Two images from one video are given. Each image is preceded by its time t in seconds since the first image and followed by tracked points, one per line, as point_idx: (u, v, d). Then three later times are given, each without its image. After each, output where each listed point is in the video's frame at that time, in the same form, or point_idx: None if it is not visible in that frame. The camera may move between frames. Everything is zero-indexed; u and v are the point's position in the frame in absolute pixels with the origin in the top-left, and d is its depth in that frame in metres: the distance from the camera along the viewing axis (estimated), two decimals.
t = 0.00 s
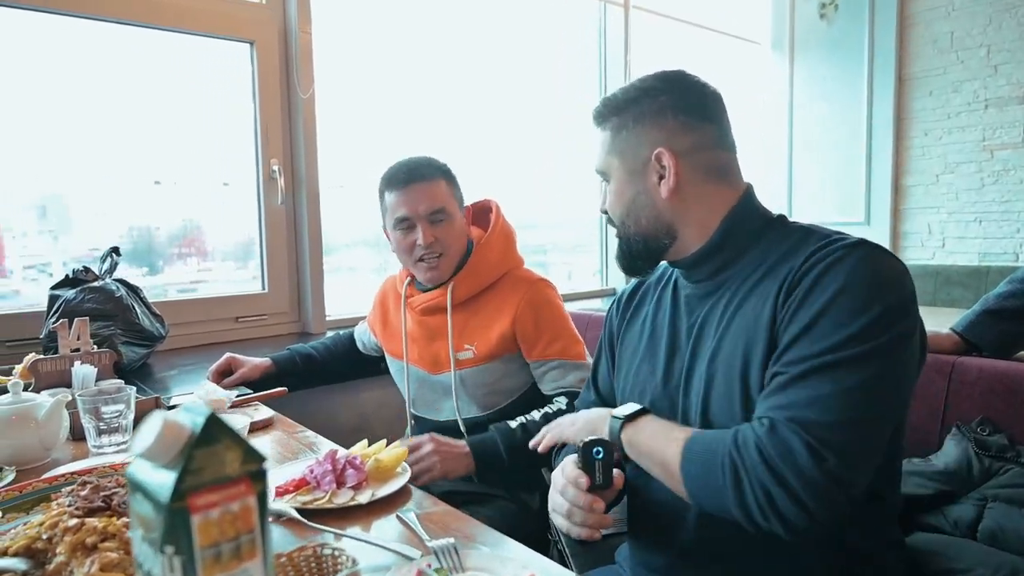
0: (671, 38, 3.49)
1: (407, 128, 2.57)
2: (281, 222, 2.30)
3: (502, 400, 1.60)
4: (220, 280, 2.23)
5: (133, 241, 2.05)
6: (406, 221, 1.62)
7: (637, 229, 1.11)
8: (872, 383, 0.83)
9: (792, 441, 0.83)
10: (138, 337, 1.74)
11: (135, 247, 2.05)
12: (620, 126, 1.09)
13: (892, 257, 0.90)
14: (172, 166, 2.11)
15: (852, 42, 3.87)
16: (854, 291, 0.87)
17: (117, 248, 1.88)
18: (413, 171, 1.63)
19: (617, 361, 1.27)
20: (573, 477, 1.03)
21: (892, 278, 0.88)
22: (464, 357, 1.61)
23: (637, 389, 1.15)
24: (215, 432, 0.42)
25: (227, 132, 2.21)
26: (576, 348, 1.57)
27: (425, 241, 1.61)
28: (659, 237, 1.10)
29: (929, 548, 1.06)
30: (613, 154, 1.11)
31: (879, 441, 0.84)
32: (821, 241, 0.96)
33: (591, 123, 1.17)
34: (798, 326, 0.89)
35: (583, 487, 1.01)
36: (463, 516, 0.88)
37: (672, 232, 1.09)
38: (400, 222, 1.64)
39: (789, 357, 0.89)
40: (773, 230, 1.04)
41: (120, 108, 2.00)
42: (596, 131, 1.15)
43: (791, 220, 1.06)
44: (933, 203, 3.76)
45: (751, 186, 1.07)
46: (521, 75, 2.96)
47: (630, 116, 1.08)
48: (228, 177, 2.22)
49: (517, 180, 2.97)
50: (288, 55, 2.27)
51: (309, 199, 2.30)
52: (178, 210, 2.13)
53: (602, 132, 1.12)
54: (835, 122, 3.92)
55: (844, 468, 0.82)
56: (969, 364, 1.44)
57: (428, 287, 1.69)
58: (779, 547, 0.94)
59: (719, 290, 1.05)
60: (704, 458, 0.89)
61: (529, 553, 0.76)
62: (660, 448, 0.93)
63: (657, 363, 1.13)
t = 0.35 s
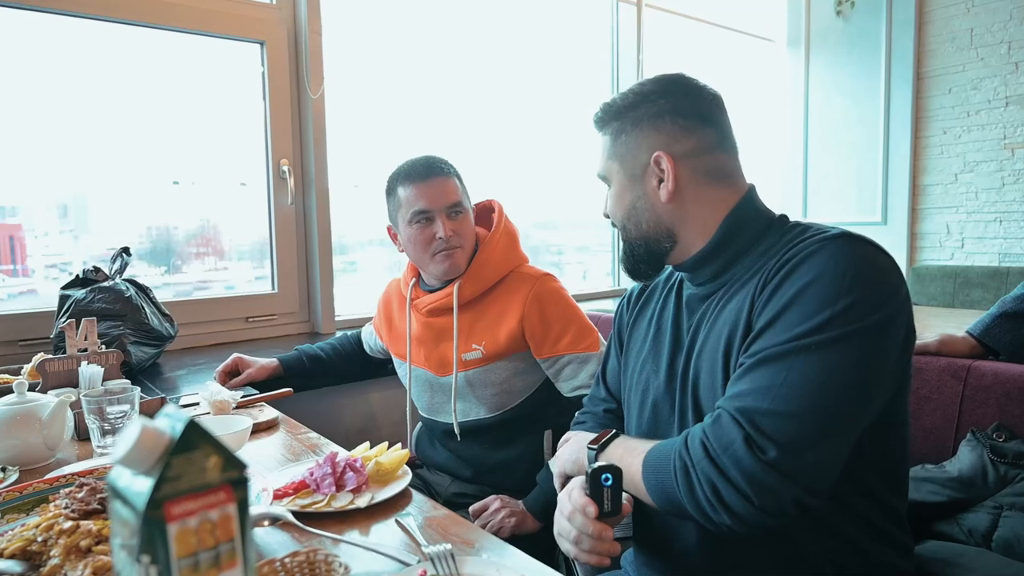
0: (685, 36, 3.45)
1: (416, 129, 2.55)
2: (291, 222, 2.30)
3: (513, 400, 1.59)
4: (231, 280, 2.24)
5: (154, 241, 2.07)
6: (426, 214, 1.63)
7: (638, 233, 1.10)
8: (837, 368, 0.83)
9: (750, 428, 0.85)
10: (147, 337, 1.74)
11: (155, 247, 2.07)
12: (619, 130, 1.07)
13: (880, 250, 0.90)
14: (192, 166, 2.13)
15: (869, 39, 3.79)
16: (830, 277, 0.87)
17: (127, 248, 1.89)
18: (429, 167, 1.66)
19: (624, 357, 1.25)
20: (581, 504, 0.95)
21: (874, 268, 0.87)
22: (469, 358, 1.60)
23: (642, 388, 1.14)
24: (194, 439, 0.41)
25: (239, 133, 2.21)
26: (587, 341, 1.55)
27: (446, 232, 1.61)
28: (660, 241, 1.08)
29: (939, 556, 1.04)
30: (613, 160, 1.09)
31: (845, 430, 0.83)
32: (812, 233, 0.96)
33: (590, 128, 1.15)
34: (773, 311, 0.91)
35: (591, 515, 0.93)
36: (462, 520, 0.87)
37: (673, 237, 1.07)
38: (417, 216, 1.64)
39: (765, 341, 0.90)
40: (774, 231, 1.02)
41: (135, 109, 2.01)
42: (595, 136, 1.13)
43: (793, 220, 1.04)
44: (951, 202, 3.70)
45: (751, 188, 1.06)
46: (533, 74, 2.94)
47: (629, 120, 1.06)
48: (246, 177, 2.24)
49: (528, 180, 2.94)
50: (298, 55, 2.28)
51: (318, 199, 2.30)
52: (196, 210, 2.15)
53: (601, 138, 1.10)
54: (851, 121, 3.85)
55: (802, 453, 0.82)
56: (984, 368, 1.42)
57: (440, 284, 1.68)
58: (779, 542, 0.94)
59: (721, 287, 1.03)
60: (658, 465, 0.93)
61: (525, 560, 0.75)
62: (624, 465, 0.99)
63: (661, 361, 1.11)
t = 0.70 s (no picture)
0: (690, 34, 3.43)
1: (419, 126, 2.54)
2: (293, 220, 2.29)
3: (513, 400, 1.58)
4: (233, 279, 2.24)
5: (160, 241, 2.08)
6: (428, 212, 1.61)
7: (636, 232, 1.08)
8: (816, 358, 0.81)
9: (732, 423, 0.83)
10: (147, 336, 1.74)
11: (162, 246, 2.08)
12: (614, 131, 1.06)
13: (862, 240, 0.88)
14: (198, 166, 2.13)
15: (876, 37, 3.76)
16: (806, 267, 0.86)
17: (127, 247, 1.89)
18: (431, 166, 1.65)
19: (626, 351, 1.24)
20: (578, 539, 0.94)
21: (851, 256, 0.86)
22: (468, 357, 1.59)
23: (640, 384, 1.13)
24: (168, 437, 0.41)
25: (241, 131, 2.21)
26: (581, 338, 1.52)
27: (448, 232, 1.60)
28: (659, 239, 1.06)
29: (939, 557, 1.02)
30: (608, 161, 1.08)
31: (826, 424, 0.82)
32: (797, 223, 0.95)
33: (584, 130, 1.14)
34: (754, 303, 0.90)
35: (588, 551, 0.92)
36: (456, 521, 0.86)
37: (671, 235, 1.05)
38: (418, 215, 1.63)
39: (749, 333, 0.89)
40: (769, 228, 1.00)
41: (138, 112, 2.01)
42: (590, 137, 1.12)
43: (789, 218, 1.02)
44: (959, 201, 3.66)
45: (748, 185, 1.04)
46: (537, 72, 2.92)
47: (623, 121, 1.05)
48: (252, 177, 2.24)
49: (532, 179, 2.92)
50: (299, 53, 2.27)
51: (320, 197, 2.29)
52: (201, 209, 2.15)
53: (596, 139, 1.09)
54: (857, 119, 3.82)
55: (785, 444, 0.81)
56: (990, 368, 1.39)
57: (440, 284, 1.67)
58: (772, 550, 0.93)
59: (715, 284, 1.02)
60: (644, 463, 0.93)
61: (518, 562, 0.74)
62: (619, 464, 0.99)
63: (661, 356, 1.10)
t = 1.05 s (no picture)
0: (690, 34, 3.42)
1: (419, 125, 2.53)
2: (292, 219, 2.29)
3: (511, 400, 1.57)
4: (232, 278, 2.23)
5: (162, 242, 2.07)
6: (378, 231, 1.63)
7: (653, 216, 1.06)
8: (839, 362, 0.80)
9: (759, 428, 0.81)
10: (144, 335, 1.73)
11: (164, 247, 2.07)
12: (636, 109, 1.05)
13: (875, 241, 0.87)
14: (200, 166, 2.13)
15: (878, 36, 3.73)
16: (823, 269, 0.85)
17: (125, 245, 1.88)
18: (387, 182, 1.62)
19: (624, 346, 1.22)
20: (548, 506, 0.92)
21: (865, 258, 0.85)
22: (466, 357, 1.59)
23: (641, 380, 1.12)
24: (150, 435, 0.40)
25: (240, 130, 2.20)
26: (588, 345, 1.52)
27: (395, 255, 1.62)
28: (675, 224, 1.04)
29: (940, 557, 1.01)
30: (628, 139, 1.05)
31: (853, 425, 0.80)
32: (807, 223, 0.95)
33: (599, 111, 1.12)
34: (771, 306, 0.89)
35: (557, 518, 0.90)
36: (452, 521, 0.85)
37: (688, 221, 1.04)
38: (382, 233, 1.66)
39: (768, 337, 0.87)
40: (779, 221, 1.00)
41: (139, 111, 2.00)
42: (607, 117, 1.10)
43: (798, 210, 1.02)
44: (961, 201, 3.65)
45: (762, 175, 1.04)
46: (537, 70, 2.90)
47: (646, 99, 1.04)
48: (253, 177, 2.23)
49: (532, 178, 2.91)
50: (298, 51, 2.26)
51: (319, 195, 2.28)
52: (203, 209, 2.14)
53: (614, 118, 1.07)
54: (858, 119, 3.80)
55: (811, 451, 0.79)
56: (992, 367, 1.39)
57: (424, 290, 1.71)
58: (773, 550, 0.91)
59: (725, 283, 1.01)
60: (667, 458, 0.89)
61: (512, 562, 0.73)
62: (637, 456, 0.94)
63: (663, 351, 1.09)
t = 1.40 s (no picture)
0: (691, 32, 3.41)
1: (417, 123, 2.51)
2: (290, 218, 2.27)
3: (508, 399, 1.56)
4: (229, 276, 2.22)
5: (161, 241, 2.06)
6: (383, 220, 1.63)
7: (636, 215, 1.04)
8: (983, 413, 0.71)
9: (942, 502, 0.70)
10: (139, 333, 1.72)
11: (163, 246, 2.06)
12: (617, 105, 1.04)
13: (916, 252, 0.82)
14: (199, 166, 2.12)
15: (879, 34, 3.71)
16: (917, 305, 0.75)
17: (121, 243, 1.87)
18: (396, 170, 1.63)
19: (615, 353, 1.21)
20: (550, 457, 0.96)
21: (930, 274, 0.79)
22: (466, 354, 1.58)
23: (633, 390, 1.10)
24: (126, 430, 0.39)
25: (237, 128, 2.19)
26: (587, 342, 1.52)
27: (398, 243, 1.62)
28: (660, 224, 1.03)
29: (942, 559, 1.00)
30: (611, 135, 1.05)
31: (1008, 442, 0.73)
32: (842, 237, 0.87)
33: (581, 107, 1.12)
34: (877, 358, 0.76)
35: (559, 465, 0.94)
36: (446, 519, 0.84)
37: (672, 220, 1.02)
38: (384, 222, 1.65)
39: (877, 391, 0.76)
40: (774, 220, 0.98)
41: (135, 109, 1.99)
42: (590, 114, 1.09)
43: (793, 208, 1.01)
44: (962, 200, 3.63)
45: (750, 172, 1.03)
46: (537, 67, 2.89)
47: (629, 94, 1.03)
48: (253, 177, 2.22)
49: (532, 176, 2.90)
50: (295, 48, 2.25)
51: (316, 194, 2.27)
52: (204, 209, 2.14)
53: (597, 114, 1.06)
54: (859, 118, 3.78)
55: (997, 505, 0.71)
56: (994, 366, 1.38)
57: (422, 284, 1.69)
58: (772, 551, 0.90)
59: (718, 286, 0.99)
60: (855, 531, 0.72)
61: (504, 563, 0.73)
62: (801, 515, 0.75)
63: (654, 362, 1.07)
